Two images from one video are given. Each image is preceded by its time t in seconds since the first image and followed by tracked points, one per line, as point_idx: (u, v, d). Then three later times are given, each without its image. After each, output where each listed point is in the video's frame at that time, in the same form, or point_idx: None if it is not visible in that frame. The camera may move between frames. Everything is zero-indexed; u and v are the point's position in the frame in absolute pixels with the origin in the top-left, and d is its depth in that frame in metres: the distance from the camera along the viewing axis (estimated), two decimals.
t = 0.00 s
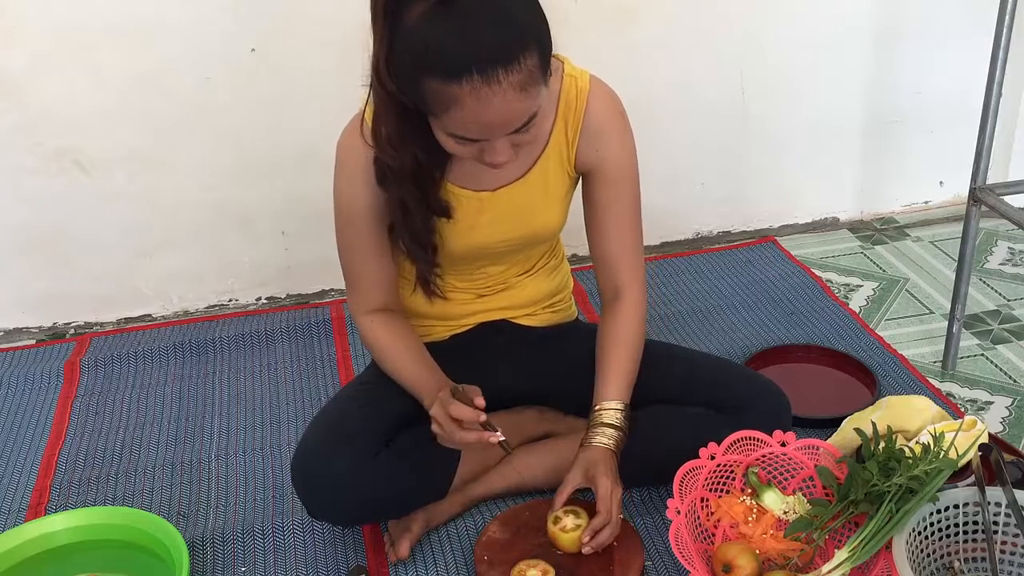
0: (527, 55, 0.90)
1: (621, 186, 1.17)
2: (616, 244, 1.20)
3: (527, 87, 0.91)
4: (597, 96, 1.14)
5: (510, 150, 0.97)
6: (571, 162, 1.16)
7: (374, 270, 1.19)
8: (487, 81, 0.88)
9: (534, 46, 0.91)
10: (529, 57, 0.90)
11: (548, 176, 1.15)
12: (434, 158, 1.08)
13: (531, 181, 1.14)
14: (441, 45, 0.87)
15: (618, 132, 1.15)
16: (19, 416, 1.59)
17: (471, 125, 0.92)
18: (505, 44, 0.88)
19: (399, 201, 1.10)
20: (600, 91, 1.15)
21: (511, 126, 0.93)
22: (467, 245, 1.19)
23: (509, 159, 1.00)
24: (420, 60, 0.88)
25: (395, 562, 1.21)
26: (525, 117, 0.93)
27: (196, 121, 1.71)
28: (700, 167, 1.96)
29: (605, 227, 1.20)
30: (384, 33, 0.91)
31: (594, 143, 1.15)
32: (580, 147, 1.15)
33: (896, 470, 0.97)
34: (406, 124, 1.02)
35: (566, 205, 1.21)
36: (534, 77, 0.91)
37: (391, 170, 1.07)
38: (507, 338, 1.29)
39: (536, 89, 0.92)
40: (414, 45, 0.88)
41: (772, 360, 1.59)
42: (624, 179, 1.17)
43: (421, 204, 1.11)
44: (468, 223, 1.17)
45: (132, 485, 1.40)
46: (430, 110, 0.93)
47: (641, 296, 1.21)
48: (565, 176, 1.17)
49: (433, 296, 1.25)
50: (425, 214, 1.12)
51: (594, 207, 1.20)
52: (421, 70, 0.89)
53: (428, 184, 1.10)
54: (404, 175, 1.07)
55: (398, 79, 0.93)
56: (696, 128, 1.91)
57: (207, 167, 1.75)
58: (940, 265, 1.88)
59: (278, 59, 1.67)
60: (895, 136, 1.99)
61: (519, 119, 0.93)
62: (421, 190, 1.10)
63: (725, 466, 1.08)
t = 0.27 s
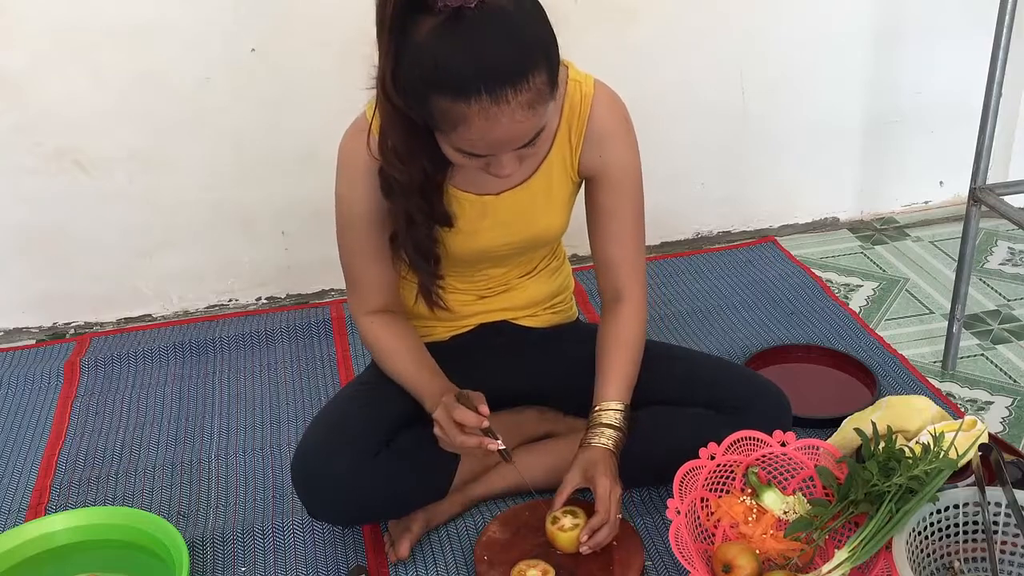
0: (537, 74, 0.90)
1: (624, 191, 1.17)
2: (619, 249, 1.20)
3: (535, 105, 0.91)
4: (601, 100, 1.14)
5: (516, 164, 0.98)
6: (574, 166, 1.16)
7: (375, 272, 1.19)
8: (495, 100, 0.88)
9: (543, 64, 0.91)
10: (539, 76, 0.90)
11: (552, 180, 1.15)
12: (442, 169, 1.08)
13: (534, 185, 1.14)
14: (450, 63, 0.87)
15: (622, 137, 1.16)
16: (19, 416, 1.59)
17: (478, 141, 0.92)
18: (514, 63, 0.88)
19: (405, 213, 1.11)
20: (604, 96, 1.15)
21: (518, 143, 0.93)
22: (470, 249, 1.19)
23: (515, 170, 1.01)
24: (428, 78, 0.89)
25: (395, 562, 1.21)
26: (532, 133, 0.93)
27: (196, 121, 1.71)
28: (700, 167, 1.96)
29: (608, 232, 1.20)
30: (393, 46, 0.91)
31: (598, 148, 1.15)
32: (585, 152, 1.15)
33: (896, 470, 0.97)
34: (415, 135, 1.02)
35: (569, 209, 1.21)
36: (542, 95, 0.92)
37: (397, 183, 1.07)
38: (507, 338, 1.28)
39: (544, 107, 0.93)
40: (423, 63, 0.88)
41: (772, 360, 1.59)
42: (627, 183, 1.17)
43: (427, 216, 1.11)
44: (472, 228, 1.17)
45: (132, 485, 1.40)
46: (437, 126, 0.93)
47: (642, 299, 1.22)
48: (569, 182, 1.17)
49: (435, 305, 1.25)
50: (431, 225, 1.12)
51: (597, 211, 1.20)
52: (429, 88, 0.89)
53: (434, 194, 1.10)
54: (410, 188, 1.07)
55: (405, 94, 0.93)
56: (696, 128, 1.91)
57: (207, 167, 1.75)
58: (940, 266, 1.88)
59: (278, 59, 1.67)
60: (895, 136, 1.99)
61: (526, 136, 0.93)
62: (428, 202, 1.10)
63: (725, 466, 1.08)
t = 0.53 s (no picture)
0: (540, 82, 0.90)
1: (625, 192, 1.17)
2: (620, 250, 1.20)
3: (538, 112, 0.91)
4: (602, 102, 1.14)
5: (517, 168, 0.98)
6: (575, 168, 1.16)
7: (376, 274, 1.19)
8: (498, 109, 0.89)
9: (547, 72, 0.91)
10: (542, 84, 0.91)
11: (553, 182, 1.15)
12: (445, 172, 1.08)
13: (535, 188, 1.14)
14: (454, 71, 0.87)
15: (623, 138, 1.16)
16: (19, 416, 1.59)
17: (480, 147, 0.92)
18: (518, 72, 0.88)
19: (405, 214, 1.10)
20: (605, 97, 1.15)
21: (520, 149, 0.94)
22: (470, 250, 1.19)
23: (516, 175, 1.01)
24: (430, 86, 0.89)
25: (395, 562, 1.21)
26: (533, 139, 0.94)
27: (196, 122, 1.71)
28: (700, 167, 1.96)
29: (609, 233, 1.20)
30: (396, 51, 0.91)
31: (600, 150, 1.15)
32: (586, 153, 1.15)
33: (896, 470, 0.97)
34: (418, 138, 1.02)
35: (569, 210, 1.21)
36: (545, 103, 0.92)
37: (400, 187, 1.07)
38: (507, 338, 1.28)
39: (546, 113, 0.93)
40: (426, 70, 0.88)
41: (772, 360, 1.59)
42: (628, 185, 1.17)
43: (429, 218, 1.11)
44: (472, 228, 1.17)
45: (132, 485, 1.40)
46: (439, 132, 0.94)
47: (642, 300, 1.22)
48: (569, 182, 1.17)
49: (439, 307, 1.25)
50: (434, 227, 1.12)
51: (598, 213, 1.20)
52: (432, 95, 0.89)
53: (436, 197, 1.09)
54: (413, 191, 1.07)
55: (407, 99, 0.93)
56: (697, 128, 1.91)
57: (207, 167, 1.75)
58: (940, 266, 1.88)
59: (278, 59, 1.67)
60: (895, 136, 1.99)
61: (528, 142, 0.93)
62: (430, 205, 1.10)
63: (725, 466, 1.08)
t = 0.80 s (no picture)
0: (541, 83, 0.90)
1: (625, 192, 1.17)
2: (620, 250, 1.20)
3: (538, 114, 0.92)
4: (602, 102, 1.14)
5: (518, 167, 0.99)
6: (575, 168, 1.16)
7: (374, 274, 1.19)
8: (498, 110, 0.89)
9: (547, 73, 0.91)
10: (542, 85, 0.91)
11: (553, 181, 1.15)
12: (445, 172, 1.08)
13: (535, 187, 1.14)
14: (454, 72, 0.87)
15: (623, 138, 1.15)
16: (19, 416, 1.59)
17: (481, 148, 0.92)
18: (518, 73, 0.88)
19: (405, 213, 1.10)
20: (605, 97, 1.15)
21: (520, 149, 0.94)
22: (470, 249, 1.19)
23: (516, 175, 1.01)
24: (430, 87, 0.89)
25: (395, 562, 1.21)
26: (534, 139, 0.94)
27: (196, 122, 1.71)
28: (700, 167, 1.96)
29: (609, 233, 1.20)
30: (395, 51, 0.91)
31: (600, 149, 1.15)
32: (585, 153, 1.15)
33: (896, 471, 0.97)
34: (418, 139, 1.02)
35: (569, 210, 1.21)
36: (545, 104, 0.92)
37: (401, 186, 1.07)
38: (507, 338, 1.28)
39: (547, 114, 0.93)
40: (426, 71, 0.88)
41: (772, 360, 1.59)
42: (628, 185, 1.17)
43: (428, 217, 1.11)
44: (472, 227, 1.17)
45: (132, 485, 1.40)
46: (438, 132, 0.94)
47: (642, 300, 1.22)
48: (569, 181, 1.17)
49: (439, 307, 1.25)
50: (433, 226, 1.12)
51: (597, 212, 1.20)
52: (432, 96, 0.89)
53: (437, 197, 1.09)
54: (414, 190, 1.07)
55: (407, 100, 0.93)
56: (697, 128, 1.91)
57: (207, 167, 1.75)
58: (940, 266, 1.88)
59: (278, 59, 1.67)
60: (895, 137, 1.99)
61: (528, 142, 0.93)
62: (431, 205, 1.10)
63: (725, 466, 1.08)
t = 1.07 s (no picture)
0: (542, 81, 0.90)
1: (625, 191, 1.18)
2: (620, 249, 1.20)
3: (539, 111, 0.92)
4: (602, 100, 1.14)
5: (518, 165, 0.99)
6: (575, 166, 1.16)
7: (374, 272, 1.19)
8: (500, 108, 0.89)
9: (548, 70, 0.91)
10: (544, 83, 0.91)
11: (554, 179, 1.15)
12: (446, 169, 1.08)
13: (535, 185, 1.14)
14: (455, 69, 0.87)
15: (623, 136, 1.15)
16: (19, 416, 1.59)
17: (483, 146, 0.92)
18: (519, 70, 0.88)
19: (405, 210, 1.10)
20: (605, 95, 1.15)
21: (521, 146, 0.94)
22: (470, 247, 1.19)
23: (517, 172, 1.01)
24: (432, 84, 0.89)
25: (395, 562, 1.21)
26: (534, 137, 0.94)
27: (196, 121, 1.71)
28: (700, 167, 1.96)
29: (609, 231, 1.20)
30: (398, 49, 0.91)
31: (600, 147, 1.15)
32: (586, 151, 1.15)
33: (896, 470, 0.97)
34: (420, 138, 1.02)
35: (569, 209, 1.21)
36: (546, 102, 0.92)
37: (401, 183, 1.07)
38: (507, 338, 1.28)
39: (548, 112, 0.93)
40: (427, 70, 0.88)
41: (772, 360, 1.59)
42: (629, 183, 1.17)
43: (428, 214, 1.11)
44: (472, 226, 1.17)
45: (132, 485, 1.40)
46: (439, 130, 0.94)
47: (642, 299, 1.22)
48: (570, 179, 1.17)
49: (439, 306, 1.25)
50: (433, 223, 1.12)
51: (597, 211, 1.20)
52: (433, 94, 0.89)
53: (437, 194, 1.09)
54: (415, 187, 1.07)
55: (409, 98, 0.93)
56: (697, 128, 1.91)
57: (207, 167, 1.75)
58: (940, 266, 1.88)
59: (278, 59, 1.67)
60: (895, 137, 1.99)
61: (529, 140, 0.93)
62: (431, 202, 1.10)
63: (725, 466, 1.08)
